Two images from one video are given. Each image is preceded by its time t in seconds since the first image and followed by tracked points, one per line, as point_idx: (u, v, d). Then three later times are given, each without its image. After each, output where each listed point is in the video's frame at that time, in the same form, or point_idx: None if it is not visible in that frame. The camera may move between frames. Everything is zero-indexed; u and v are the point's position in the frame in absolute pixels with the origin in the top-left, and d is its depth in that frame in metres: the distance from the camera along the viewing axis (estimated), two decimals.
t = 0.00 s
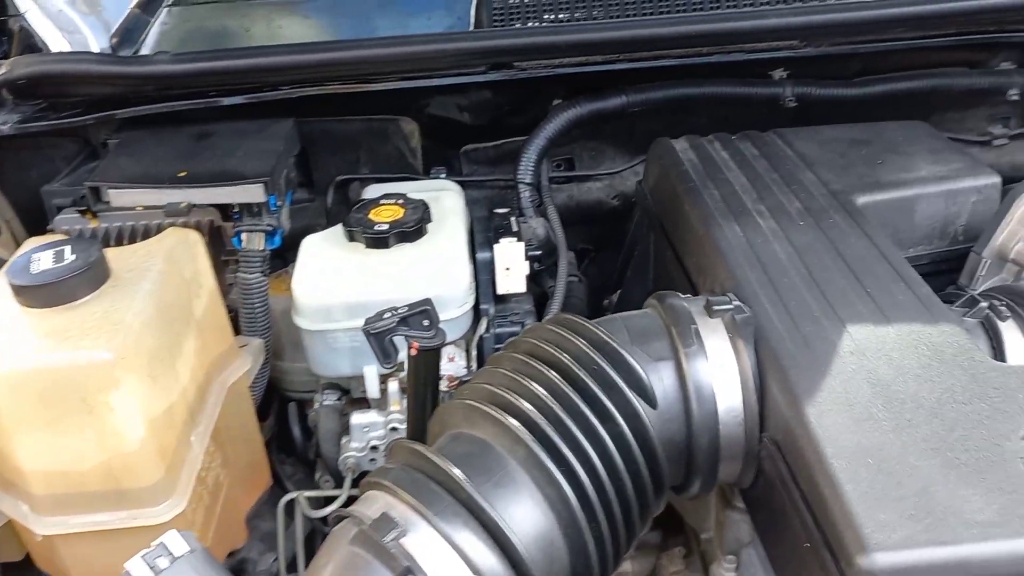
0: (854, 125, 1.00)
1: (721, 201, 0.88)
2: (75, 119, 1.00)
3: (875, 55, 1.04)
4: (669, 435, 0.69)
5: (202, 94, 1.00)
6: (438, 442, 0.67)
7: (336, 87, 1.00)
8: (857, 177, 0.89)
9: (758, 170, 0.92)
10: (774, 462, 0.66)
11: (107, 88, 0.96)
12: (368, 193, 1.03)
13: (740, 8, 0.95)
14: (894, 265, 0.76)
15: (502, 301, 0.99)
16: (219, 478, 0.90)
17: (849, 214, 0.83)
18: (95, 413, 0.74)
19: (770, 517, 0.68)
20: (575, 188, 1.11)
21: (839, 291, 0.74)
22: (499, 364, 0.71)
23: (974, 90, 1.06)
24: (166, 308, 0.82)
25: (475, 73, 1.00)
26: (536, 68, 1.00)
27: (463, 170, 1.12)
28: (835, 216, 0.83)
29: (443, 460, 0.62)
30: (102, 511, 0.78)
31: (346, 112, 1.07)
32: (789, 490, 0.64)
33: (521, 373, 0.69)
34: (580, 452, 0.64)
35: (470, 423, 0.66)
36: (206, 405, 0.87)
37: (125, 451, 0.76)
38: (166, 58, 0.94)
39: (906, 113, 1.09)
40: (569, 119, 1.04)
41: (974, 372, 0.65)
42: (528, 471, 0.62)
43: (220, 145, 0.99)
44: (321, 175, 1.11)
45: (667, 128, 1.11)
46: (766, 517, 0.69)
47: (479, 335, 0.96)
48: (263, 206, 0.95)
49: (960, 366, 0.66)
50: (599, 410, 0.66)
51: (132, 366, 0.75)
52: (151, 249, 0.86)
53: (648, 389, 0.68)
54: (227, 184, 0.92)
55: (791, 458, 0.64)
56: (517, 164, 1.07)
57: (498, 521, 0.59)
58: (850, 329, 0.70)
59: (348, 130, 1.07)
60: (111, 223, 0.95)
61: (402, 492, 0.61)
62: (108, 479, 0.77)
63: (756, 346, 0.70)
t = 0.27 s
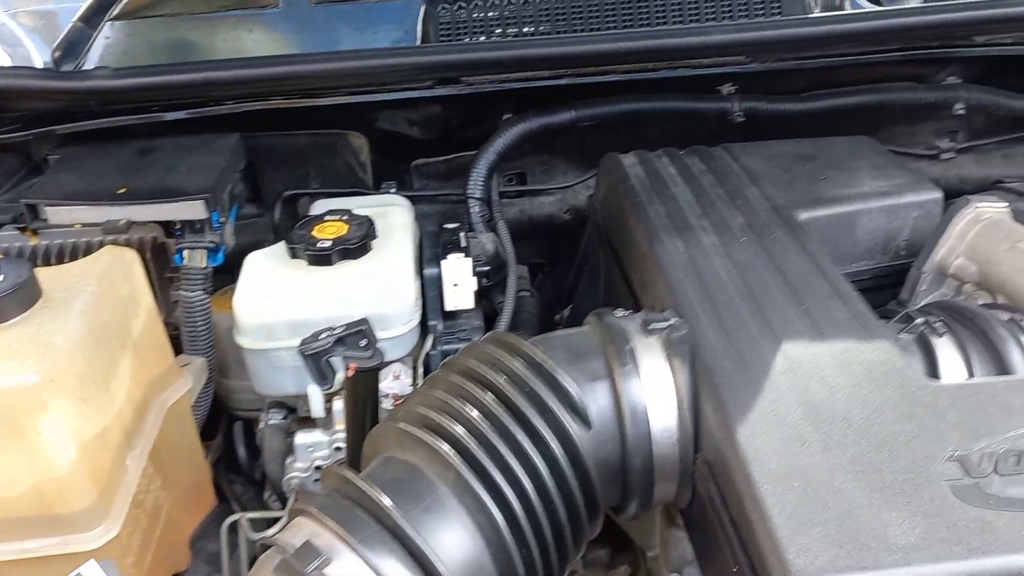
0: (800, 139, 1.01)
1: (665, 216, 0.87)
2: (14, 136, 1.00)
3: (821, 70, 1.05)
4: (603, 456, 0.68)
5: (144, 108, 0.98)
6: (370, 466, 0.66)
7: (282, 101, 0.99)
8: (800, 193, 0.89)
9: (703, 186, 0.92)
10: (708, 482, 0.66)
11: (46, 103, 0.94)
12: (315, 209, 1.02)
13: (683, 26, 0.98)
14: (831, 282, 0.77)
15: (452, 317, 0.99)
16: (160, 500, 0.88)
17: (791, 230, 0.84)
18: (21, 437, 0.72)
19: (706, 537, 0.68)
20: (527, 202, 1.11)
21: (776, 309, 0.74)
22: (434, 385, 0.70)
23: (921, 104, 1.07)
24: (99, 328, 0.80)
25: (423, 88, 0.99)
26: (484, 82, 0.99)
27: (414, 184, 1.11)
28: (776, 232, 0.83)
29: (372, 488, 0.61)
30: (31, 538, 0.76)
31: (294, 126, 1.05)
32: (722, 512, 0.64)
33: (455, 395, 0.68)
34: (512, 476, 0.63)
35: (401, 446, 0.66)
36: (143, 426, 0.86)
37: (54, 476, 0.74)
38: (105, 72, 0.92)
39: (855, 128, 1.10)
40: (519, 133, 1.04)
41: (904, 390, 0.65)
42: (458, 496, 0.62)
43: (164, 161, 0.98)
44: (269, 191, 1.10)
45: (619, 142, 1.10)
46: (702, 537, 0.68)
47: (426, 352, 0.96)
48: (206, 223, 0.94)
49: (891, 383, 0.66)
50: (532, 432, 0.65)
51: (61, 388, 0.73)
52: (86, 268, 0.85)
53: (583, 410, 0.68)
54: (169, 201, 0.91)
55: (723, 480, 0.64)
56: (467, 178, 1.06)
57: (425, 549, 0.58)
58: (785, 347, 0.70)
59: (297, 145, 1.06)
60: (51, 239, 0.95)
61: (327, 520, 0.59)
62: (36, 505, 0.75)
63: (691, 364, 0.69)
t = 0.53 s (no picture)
0: (748, 159, 1.02)
1: (611, 238, 0.87)
2: None
3: (772, 90, 1.06)
4: (542, 483, 0.67)
5: (87, 129, 0.96)
6: (302, 498, 0.65)
7: (228, 122, 0.98)
8: (744, 214, 0.90)
9: (650, 207, 0.92)
10: (645, 508, 0.66)
11: None
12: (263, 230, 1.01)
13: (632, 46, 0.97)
14: (771, 304, 0.77)
15: (401, 339, 0.98)
16: (100, 529, 0.86)
17: (733, 253, 0.84)
18: None
19: (645, 564, 0.67)
20: (480, 222, 1.10)
21: (715, 333, 0.73)
22: (370, 413, 0.69)
23: (869, 123, 1.08)
24: (33, 356, 0.79)
25: (372, 108, 0.98)
26: (433, 102, 0.98)
27: (366, 205, 1.11)
28: (719, 254, 0.84)
29: (301, 524, 0.59)
30: None
31: (242, 146, 1.04)
32: (658, 540, 0.63)
33: (390, 424, 0.67)
34: (445, 508, 0.62)
35: (334, 478, 0.64)
36: (83, 454, 0.84)
37: None
38: (45, 94, 0.90)
39: (805, 146, 1.11)
40: (469, 153, 1.03)
41: (838, 414, 0.66)
42: (389, 530, 0.61)
43: (107, 182, 0.96)
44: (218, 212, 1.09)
45: (570, 162, 1.11)
46: (642, 564, 0.68)
47: (373, 376, 0.96)
48: (149, 245, 0.93)
49: (825, 407, 0.66)
50: (467, 461, 0.65)
51: None
52: (20, 294, 0.82)
53: (520, 437, 0.67)
54: (110, 224, 0.89)
55: (658, 506, 0.63)
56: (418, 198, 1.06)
57: None
58: (723, 372, 0.69)
59: (245, 165, 1.05)
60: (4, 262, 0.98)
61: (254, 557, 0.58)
62: None
63: (629, 389, 0.69)
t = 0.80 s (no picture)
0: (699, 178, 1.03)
1: (559, 259, 0.87)
2: None
3: (723, 109, 1.07)
4: (481, 512, 0.67)
5: (31, 150, 0.95)
6: (235, 532, 0.64)
7: (175, 142, 0.96)
8: (693, 233, 0.90)
9: (600, 227, 0.92)
10: (584, 536, 0.65)
11: None
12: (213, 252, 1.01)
13: (581, 66, 0.98)
14: (715, 325, 0.77)
15: (353, 360, 0.97)
16: (39, 559, 0.84)
17: (680, 273, 0.84)
18: None
19: None
20: (435, 240, 1.11)
21: (658, 356, 0.73)
22: (307, 442, 0.68)
23: (820, 141, 1.09)
24: None
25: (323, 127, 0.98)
26: (384, 122, 0.98)
27: (319, 224, 1.10)
28: (665, 275, 0.84)
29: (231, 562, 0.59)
30: None
31: (192, 165, 1.03)
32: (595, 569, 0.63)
33: (326, 455, 0.66)
34: (379, 541, 0.62)
35: (267, 511, 0.64)
36: (21, 483, 0.82)
37: None
38: None
39: (756, 164, 1.13)
40: (422, 173, 1.03)
41: (777, 439, 0.65)
42: (320, 565, 0.60)
43: (52, 204, 0.95)
44: (168, 231, 1.07)
45: (525, 181, 1.11)
46: None
47: (322, 403, 0.95)
48: (95, 269, 0.91)
49: (764, 431, 0.66)
50: (403, 492, 0.64)
51: None
52: None
53: (459, 466, 0.66)
54: (52, 247, 0.88)
55: (596, 535, 0.63)
56: (371, 217, 1.05)
57: None
58: (664, 397, 0.69)
59: (195, 185, 1.04)
60: None
61: None
62: None
63: (570, 414, 0.69)
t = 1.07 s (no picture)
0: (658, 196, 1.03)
1: (516, 278, 0.87)
2: None
3: (684, 126, 1.07)
4: (430, 538, 0.66)
5: None
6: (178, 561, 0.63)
7: (130, 162, 0.95)
8: (650, 252, 0.90)
9: (558, 246, 0.92)
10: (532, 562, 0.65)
11: None
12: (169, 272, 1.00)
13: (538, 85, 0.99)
14: (668, 346, 0.77)
15: (311, 381, 0.97)
16: None
17: (636, 293, 0.84)
18: None
19: None
20: (397, 258, 1.10)
21: (609, 378, 0.73)
22: (255, 468, 0.68)
23: (781, 158, 1.10)
24: None
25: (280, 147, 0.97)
26: (342, 141, 0.97)
27: (278, 243, 1.10)
28: (620, 295, 0.84)
29: None
30: None
31: (150, 185, 1.02)
32: None
33: (272, 482, 0.65)
34: (323, 569, 0.61)
35: (210, 539, 0.63)
36: None
37: None
38: None
39: (718, 181, 1.14)
40: (381, 191, 1.02)
41: (725, 461, 0.65)
42: None
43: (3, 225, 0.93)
44: (125, 251, 1.06)
45: (487, 199, 1.11)
46: None
47: (278, 422, 0.94)
48: (47, 289, 0.89)
49: (713, 453, 0.66)
50: (349, 519, 0.63)
51: None
52: None
53: (406, 491, 0.65)
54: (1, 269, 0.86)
55: (543, 561, 0.62)
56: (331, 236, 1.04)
57: None
58: (614, 419, 0.69)
59: (152, 205, 1.03)
60: None
61: None
62: None
63: (520, 437, 0.68)
